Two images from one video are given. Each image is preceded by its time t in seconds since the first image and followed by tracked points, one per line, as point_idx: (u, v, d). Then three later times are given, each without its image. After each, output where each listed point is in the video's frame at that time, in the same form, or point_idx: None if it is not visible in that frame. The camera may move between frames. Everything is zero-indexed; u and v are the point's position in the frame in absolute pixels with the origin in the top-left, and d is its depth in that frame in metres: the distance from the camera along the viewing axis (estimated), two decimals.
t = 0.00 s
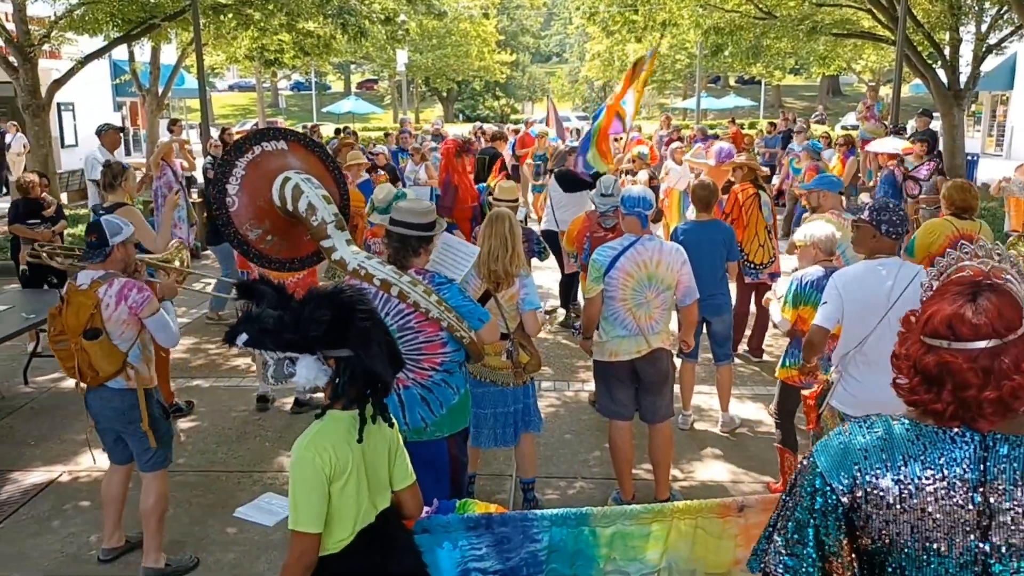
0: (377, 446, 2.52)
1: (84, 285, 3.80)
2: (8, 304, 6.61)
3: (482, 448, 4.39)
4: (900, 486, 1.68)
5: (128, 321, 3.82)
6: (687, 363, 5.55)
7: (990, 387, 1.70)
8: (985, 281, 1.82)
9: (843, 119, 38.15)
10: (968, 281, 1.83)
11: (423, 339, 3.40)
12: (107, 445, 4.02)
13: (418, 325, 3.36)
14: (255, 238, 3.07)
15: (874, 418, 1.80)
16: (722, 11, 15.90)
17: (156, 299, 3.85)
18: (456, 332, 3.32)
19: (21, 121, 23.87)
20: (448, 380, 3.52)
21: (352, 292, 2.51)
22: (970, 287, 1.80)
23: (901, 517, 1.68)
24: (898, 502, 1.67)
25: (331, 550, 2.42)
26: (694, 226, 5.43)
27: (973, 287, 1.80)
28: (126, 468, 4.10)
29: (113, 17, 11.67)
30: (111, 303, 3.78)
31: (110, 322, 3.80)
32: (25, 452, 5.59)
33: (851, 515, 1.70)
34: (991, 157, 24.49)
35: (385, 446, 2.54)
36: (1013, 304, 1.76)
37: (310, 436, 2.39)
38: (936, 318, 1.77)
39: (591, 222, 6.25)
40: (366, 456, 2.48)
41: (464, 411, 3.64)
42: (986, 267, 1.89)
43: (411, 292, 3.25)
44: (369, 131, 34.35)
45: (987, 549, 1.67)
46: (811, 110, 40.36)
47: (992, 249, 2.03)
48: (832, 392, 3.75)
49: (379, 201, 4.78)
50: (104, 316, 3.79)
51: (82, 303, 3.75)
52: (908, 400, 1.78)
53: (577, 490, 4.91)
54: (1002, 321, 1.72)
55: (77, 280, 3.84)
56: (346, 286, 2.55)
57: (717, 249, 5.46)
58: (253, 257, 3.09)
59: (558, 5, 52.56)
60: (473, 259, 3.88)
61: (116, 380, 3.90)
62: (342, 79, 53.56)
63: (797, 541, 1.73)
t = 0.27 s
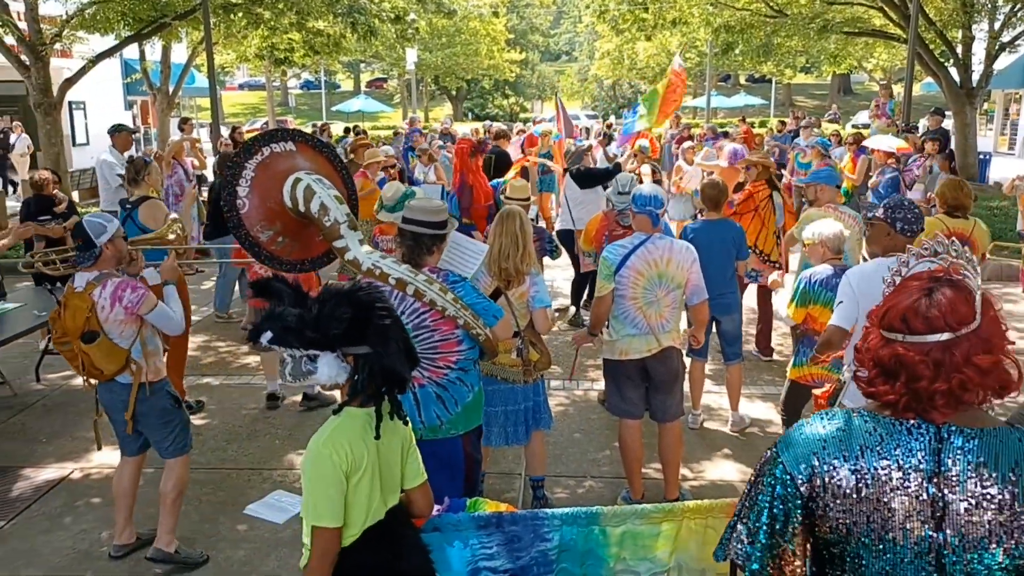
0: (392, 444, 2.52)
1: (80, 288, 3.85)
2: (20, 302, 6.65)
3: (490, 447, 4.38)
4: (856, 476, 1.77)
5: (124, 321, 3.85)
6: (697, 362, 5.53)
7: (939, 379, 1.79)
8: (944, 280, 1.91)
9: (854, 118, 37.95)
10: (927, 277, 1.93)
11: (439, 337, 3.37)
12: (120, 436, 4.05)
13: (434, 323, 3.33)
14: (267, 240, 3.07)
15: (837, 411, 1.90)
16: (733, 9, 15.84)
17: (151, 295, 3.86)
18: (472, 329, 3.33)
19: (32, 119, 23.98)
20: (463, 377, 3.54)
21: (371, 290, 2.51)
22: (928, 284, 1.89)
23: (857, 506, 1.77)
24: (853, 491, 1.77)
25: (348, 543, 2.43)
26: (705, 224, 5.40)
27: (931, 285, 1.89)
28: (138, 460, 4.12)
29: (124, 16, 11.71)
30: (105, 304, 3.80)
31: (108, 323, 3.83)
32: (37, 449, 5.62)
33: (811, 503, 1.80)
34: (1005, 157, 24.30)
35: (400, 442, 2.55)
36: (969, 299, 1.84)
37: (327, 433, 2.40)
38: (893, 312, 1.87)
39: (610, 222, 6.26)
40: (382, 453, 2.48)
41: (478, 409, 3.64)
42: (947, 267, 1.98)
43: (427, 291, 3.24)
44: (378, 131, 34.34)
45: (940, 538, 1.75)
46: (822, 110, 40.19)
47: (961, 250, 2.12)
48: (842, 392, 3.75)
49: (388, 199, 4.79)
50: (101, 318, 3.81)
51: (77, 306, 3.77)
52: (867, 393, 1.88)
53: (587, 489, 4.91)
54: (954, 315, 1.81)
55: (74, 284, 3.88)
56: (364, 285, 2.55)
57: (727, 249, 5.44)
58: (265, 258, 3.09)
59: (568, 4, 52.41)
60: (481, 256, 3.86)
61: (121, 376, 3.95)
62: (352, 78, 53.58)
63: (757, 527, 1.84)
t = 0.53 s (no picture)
0: (406, 442, 2.53)
1: (87, 288, 3.88)
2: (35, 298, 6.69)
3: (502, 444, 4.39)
4: (839, 474, 1.78)
5: (132, 320, 3.86)
6: (710, 360, 5.52)
7: (921, 377, 1.78)
8: (931, 276, 1.90)
9: (867, 115, 37.73)
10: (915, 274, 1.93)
11: (454, 335, 3.40)
12: (134, 428, 4.06)
13: (450, 321, 3.36)
14: (279, 239, 3.07)
15: (826, 408, 1.90)
16: (746, 6, 15.77)
17: (156, 293, 3.87)
18: (488, 326, 3.31)
19: (46, 116, 24.11)
20: (478, 373, 3.53)
21: (384, 288, 2.50)
22: (914, 281, 1.88)
23: (841, 502, 1.77)
24: (835, 488, 1.78)
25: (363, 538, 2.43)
26: (717, 222, 5.37)
27: (918, 282, 1.88)
28: (152, 453, 4.13)
29: (138, 14, 11.76)
30: (112, 304, 3.82)
31: (116, 323, 3.85)
32: (52, 445, 5.66)
33: (795, 500, 1.82)
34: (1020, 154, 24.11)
35: (414, 439, 2.55)
36: (954, 297, 1.83)
37: (342, 431, 2.40)
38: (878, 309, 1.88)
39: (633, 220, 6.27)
40: (395, 450, 2.49)
41: (492, 406, 3.64)
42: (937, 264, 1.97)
43: (443, 288, 3.21)
44: (391, 128, 34.39)
45: (923, 536, 1.74)
46: (835, 107, 40.00)
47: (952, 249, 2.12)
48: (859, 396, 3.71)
49: (401, 196, 4.78)
50: (108, 317, 3.83)
51: (84, 307, 3.80)
52: (852, 389, 1.88)
53: (599, 487, 4.90)
54: (937, 313, 1.80)
55: (81, 284, 3.91)
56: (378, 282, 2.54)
57: (739, 247, 5.41)
58: (277, 257, 3.08)
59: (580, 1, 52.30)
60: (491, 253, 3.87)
61: (134, 373, 3.98)
62: (363, 75, 53.65)
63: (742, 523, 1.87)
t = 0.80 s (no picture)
0: (421, 439, 2.53)
1: (103, 286, 3.89)
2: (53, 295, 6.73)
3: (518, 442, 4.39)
4: (862, 468, 1.78)
5: (147, 318, 3.88)
6: (726, 360, 5.49)
7: (948, 374, 1.76)
8: (962, 273, 1.87)
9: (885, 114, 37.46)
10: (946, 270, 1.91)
11: (471, 332, 3.41)
12: (151, 425, 4.09)
13: (466, 318, 3.37)
14: (294, 238, 3.07)
15: (853, 402, 1.89)
16: (763, 4, 15.69)
17: (171, 292, 3.90)
18: (504, 324, 3.26)
19: (65, 115, 24.29)
20: (493, 371, 3.55)
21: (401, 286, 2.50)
22: (944, 278, 1.86)
23: (864, 496, 1.77)
24: (858, 481, 1.78)
25: (376, 534, 2.43)
26: (733, 220, 5.37)
27: (949, 278, 1.85)
28: (170, 449, 4.15)
29: (156, 13, 11.82)
30: (127, 302, 3.84)
31: (131, 321, 3.86)
32: (70, 440, 5.70)
33: (818, 491, 1.82)
34: None
35: (428, 437, 2.55)
36: (985, 295, 1.80)
37: (358, 427, 2.40)
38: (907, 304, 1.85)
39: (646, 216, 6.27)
40: (410, 448, 2.49)
41: (507, 404, 3.66)
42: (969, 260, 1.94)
43: (460, 286, 3.21)
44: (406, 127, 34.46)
45: (947, 532, 1.73)
46: (852, 106, 39.74)
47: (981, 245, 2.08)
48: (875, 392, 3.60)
49: (419, 194, 4.75)
50: (124, 315, 3.85)
51: (99, 305, 3.81)
52: (879, 385, 1.86)
53: (614, 486, 4.89)
54: (966, 310, 1.79)
55: (98, 283, 3.93)
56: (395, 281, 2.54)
57: (756, 246, 5.39)
58: (292, 256, 3.07)
59: None
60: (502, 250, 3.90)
61: (150, 369, 3.99)
62: (379, 74, 53.77)
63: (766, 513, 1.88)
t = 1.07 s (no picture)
0: (433, 437, 2.54)
1: (123, 283, 3.92)
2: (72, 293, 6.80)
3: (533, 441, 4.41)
4: (927, 478, 1.76)
5: (166, 316, 3.91)
6: (742, 360, 5.48)
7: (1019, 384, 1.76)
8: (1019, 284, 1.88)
9: (902, 114, 37.19)
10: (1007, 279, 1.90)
11: (485, 330, 3.35)
12: (168, 423, 4.11)
13: (480, 316, 3.30)
14: (309, 238, 3.09)
15: (910, 410, 1.87)
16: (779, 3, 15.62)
17: (189, 290, 3.92)
18: (518, 321, 3.27)
19: (82, 114, 24.44)
20: (508, 369, 3.53)
21: (413, 284, 2.51)
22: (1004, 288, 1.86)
23: (929, 506, 1.75)
24: (923, 492, 1.75)
25: (386, 531, 2.44)
26: (750, 220, 5.35)
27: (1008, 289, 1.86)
28: (185, 447, 4.18)
29: (173, 14, 11.90)
30: (147, 300, 3.87)
31: (150, 318, 3.90)
32: (88, 437, 5.75)
33: (879, 502, 1.79)
34: None
35: (440, 434, 2.56)
36: None
37: (371, 423, 2.41)
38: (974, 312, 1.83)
39: (648, 216, 6.25)
40: (421, 444, 2.50)
41: (520, 402, 3.65)
42: None
43: (475, 283, 3.19)
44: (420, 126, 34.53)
45: (1016, 543, 1.72)
46: (868, 105, 39.48)
47: None
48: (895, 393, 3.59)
49: (433, 193, 4.75)
50: (143, 313, 3.88)
51: (120, 301, 3.86)
52: (942, 395, 1.84)
53: (629, 486, 4.89)
54: None
55: (118, 278, 3.96)
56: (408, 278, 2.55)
57: (773, 246, 5.37)
58: (307, 255, 3.09)
59: None
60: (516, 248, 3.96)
61: (167, 367, 4.02)
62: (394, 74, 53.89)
63: (824, 525, 1.84)
